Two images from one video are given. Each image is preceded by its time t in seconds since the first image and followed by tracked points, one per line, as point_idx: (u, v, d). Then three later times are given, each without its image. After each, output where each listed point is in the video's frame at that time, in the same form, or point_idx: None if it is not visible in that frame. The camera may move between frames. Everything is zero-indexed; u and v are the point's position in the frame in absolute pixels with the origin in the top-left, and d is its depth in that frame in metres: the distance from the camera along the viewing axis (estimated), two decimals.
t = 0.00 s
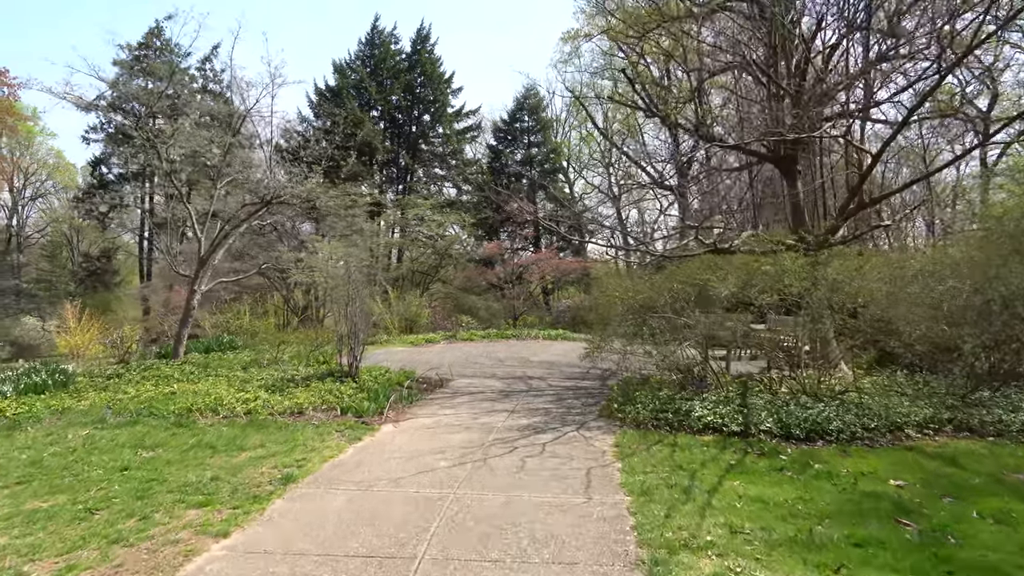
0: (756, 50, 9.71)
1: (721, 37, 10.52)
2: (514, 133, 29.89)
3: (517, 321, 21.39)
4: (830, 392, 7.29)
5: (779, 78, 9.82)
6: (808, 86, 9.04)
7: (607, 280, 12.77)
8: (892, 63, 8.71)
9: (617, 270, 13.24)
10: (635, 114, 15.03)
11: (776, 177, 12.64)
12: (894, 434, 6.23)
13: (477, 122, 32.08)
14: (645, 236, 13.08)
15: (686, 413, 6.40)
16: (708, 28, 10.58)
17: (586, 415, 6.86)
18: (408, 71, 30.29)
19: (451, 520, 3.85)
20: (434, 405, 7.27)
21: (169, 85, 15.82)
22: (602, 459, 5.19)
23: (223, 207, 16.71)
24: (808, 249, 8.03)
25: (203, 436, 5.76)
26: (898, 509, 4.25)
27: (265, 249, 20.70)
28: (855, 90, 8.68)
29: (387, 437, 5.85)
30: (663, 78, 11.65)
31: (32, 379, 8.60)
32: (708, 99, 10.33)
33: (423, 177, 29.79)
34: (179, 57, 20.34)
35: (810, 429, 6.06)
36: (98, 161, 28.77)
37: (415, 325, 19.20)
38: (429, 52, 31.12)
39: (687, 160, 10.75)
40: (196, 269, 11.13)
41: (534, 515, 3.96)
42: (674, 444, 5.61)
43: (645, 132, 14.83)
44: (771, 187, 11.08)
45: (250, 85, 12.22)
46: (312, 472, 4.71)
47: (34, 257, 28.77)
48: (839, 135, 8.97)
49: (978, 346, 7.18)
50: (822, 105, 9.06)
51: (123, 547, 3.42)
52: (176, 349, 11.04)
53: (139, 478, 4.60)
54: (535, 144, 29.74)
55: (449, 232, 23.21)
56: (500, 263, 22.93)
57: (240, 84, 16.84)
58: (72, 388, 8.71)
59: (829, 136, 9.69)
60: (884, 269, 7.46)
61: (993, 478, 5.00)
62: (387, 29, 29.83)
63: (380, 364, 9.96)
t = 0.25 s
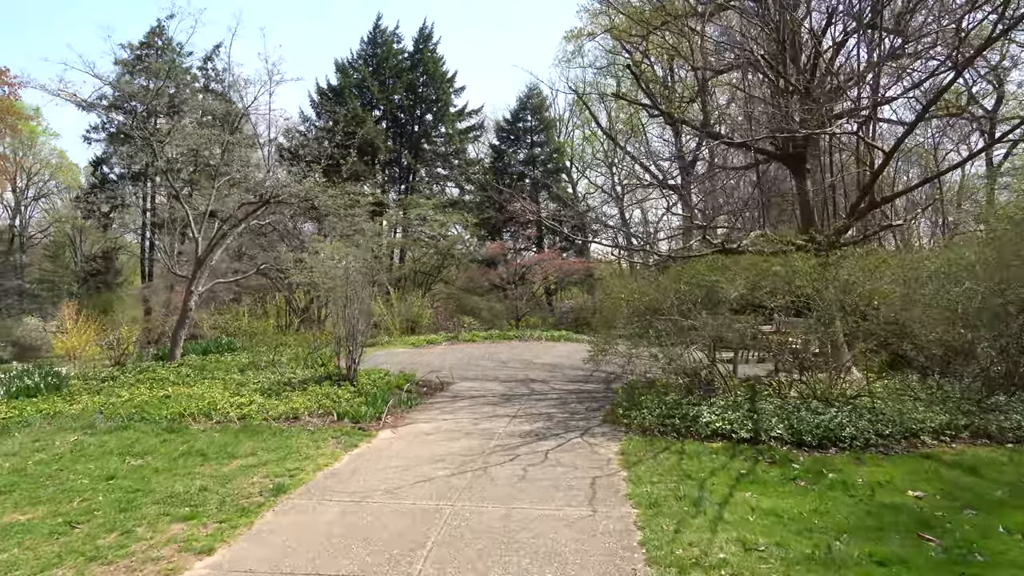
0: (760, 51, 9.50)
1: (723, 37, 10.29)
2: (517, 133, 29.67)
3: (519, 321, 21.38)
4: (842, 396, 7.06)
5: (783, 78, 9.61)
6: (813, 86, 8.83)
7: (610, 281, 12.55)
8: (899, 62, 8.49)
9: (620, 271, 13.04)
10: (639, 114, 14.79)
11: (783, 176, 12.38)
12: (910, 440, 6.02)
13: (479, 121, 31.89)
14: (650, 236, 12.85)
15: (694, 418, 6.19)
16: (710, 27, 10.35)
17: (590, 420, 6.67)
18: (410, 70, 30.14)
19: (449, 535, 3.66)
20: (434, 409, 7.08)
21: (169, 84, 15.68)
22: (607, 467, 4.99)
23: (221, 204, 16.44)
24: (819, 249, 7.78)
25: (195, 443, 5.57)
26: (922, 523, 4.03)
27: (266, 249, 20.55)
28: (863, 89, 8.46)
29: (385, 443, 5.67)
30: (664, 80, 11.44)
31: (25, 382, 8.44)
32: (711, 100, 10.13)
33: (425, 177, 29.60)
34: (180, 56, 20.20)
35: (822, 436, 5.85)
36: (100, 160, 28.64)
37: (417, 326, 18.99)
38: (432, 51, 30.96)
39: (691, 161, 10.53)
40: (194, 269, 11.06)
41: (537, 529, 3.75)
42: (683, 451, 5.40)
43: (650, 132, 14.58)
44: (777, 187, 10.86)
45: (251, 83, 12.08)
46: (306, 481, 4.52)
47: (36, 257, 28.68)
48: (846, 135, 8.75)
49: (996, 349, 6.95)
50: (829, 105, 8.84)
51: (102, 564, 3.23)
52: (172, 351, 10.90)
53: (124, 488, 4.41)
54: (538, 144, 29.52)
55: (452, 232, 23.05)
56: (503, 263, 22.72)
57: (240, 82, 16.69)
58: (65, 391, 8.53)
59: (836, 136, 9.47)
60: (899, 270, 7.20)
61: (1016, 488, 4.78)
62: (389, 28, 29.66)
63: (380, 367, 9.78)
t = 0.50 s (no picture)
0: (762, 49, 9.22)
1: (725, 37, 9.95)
2: (519, 132, 29.45)
3: (520, 321, 21.07)
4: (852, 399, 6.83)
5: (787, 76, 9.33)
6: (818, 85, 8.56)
7: (612, 282, 12.31)
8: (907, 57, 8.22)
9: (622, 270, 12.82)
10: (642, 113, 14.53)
11: (789, 173, 12.11)
12: (925, 445, 5.79)
13: (481, 121, 31.67)
14: (652, 234, 12.58)
15: (700, 422, 5.98)
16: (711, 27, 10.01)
17: (592, 424, 6.45)
18: (411, 69, 29.94)
19: (443, 549, 3.45)
20: (431, 413, 6.86)
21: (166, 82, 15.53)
22: (610, 474, 4.78)
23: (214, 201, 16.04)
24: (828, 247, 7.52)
25: (182, 448, 5.37)
26: (945, 535, 3.80)
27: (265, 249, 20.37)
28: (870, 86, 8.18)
29: (380, 448, 5.46)
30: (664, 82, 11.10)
31: (14, 385, 8.23)
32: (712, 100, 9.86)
33: (426, 177, 29.36)
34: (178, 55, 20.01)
35: (834, 440, 5.63)
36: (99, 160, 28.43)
37: (418, 326, 18.77)
38: (433, 50, 30.76)
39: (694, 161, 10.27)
40: (188, 269, 11.01)
41: (537, 542, 3.54)
42: (689, 458, 5.17)
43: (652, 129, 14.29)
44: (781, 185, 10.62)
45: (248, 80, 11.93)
46: (295, 490, 4.31)
47: (36, 258, 28.52)
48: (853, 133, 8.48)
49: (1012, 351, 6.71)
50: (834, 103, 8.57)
51: None
52: (166, 353, 10.70)
53: (103, 498, 4.20)
54: (540, 143, 29.28)
55: (452, 232, 22.81)
56: (504, 263, 22.46)
57: (237, 81, 16.46)
58: (55, 394, 8.32)
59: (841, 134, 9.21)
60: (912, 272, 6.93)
61: None
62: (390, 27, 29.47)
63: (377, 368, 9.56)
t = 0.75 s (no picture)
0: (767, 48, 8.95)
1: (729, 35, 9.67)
2: (520, 131, 29.22)
3: (522, 321, 20.71)
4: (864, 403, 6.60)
5: (792, 74, 9.07)
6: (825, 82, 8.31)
7: (613, 282, 12.10)
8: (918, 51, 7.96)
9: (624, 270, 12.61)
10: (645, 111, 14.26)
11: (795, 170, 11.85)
12: (941, 452, 5.55)
13: (482, 120, 31.43)
14: (654, 234, 12.36)
15: (707, 427, 5.77)
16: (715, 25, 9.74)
17: (594, 429, 6.23)
18: (412, 68, 29.73)
19: (436, 567, 3.24)
20: (428, 417, 6.65)
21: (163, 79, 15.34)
22: (614, 484, 4.56)
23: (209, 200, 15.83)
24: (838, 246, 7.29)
25: (169, 455, 5.18)
26: (971, 553, 3.57)
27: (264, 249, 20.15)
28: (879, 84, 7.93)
29: (373, 455, 5.24)
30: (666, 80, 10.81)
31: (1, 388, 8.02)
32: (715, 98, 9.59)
33: (427, 176, 29.12)
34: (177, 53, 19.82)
35: (847, 447, 5.40)
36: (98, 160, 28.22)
37: (418, 326, 18.54)
38: (434, 48, 30.54)
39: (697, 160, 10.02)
40: (182, 269, 10.80)
41: (536, 560, 3.33)
42: (696, 467, 4.95)
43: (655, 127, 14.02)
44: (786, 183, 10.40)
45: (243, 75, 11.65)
46: (282, 502, 4.10)
47: (36, 257, 28.35)
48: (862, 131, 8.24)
49: None
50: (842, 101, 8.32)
51: None
52: (160, 355, 10.54)
53: (80, 510, 4.00)
54: (542, 142, 29.04)
55: (453, 232, 22.58)
56: (505, 262, 22.20)
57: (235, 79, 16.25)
58: (45, 397, 8.14)
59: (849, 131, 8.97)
60: (926, 269, 6.67)
61: None
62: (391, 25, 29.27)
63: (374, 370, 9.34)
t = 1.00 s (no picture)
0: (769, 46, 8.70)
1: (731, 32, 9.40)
2: (521, 130, 29.00)
3: (522, 321, 20.48)
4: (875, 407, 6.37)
5: (796, 71, 8.83)
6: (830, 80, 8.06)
7: (615, 282, 11.88)
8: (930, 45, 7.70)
9: (626, 270, 12.39)
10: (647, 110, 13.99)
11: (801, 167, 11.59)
12: (959, 459, 5.32)
13: (483, 119, 31.21)
14: (657, 233, 12.14)
15: (713, 432, 5.55)
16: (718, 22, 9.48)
17: (597, 435, 6.02)
18: (412, 67, 29.52)
19: None
20: (426, 422, 6.43)
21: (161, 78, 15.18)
22: (617, 494, 4.35)
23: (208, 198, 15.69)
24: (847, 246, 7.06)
25: (153, 462, 4.97)
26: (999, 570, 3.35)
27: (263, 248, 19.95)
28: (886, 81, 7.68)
29: (366, 462, 5.04)
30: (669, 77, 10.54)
31: None
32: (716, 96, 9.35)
33: (428, 175, 28.88)
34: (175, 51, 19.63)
35: (860, 454, 5.17)
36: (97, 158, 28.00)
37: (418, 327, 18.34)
38: (434, 47, 30.32)
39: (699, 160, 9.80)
40: (176, 269, 10.63)
41: None
42: (704, 476, 4.72)
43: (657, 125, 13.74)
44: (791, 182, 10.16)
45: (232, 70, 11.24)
46: (269, 513, 3.90)
47: (37, 257, 28.08)
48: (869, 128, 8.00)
49: None
50: (850, 98, 8.07)
51: None
52: (154, 356, 10.36)
53: (55, 522, 3.80)
54: (543, 142, 28.81)
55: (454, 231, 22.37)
56: (506, 262, 21.97)
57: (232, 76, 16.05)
58: (33, 399, 7.94)
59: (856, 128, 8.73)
60: (939, 269, 6.44)
61: None
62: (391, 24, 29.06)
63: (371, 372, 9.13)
